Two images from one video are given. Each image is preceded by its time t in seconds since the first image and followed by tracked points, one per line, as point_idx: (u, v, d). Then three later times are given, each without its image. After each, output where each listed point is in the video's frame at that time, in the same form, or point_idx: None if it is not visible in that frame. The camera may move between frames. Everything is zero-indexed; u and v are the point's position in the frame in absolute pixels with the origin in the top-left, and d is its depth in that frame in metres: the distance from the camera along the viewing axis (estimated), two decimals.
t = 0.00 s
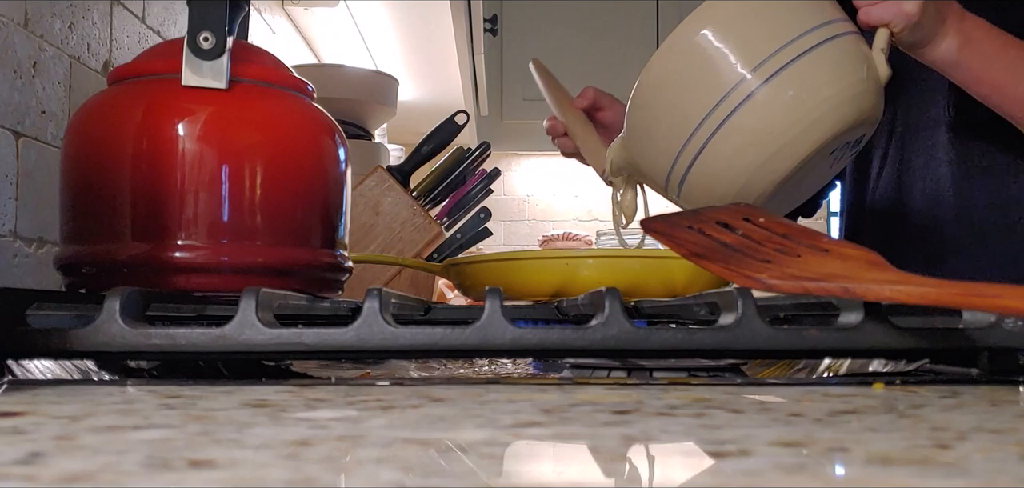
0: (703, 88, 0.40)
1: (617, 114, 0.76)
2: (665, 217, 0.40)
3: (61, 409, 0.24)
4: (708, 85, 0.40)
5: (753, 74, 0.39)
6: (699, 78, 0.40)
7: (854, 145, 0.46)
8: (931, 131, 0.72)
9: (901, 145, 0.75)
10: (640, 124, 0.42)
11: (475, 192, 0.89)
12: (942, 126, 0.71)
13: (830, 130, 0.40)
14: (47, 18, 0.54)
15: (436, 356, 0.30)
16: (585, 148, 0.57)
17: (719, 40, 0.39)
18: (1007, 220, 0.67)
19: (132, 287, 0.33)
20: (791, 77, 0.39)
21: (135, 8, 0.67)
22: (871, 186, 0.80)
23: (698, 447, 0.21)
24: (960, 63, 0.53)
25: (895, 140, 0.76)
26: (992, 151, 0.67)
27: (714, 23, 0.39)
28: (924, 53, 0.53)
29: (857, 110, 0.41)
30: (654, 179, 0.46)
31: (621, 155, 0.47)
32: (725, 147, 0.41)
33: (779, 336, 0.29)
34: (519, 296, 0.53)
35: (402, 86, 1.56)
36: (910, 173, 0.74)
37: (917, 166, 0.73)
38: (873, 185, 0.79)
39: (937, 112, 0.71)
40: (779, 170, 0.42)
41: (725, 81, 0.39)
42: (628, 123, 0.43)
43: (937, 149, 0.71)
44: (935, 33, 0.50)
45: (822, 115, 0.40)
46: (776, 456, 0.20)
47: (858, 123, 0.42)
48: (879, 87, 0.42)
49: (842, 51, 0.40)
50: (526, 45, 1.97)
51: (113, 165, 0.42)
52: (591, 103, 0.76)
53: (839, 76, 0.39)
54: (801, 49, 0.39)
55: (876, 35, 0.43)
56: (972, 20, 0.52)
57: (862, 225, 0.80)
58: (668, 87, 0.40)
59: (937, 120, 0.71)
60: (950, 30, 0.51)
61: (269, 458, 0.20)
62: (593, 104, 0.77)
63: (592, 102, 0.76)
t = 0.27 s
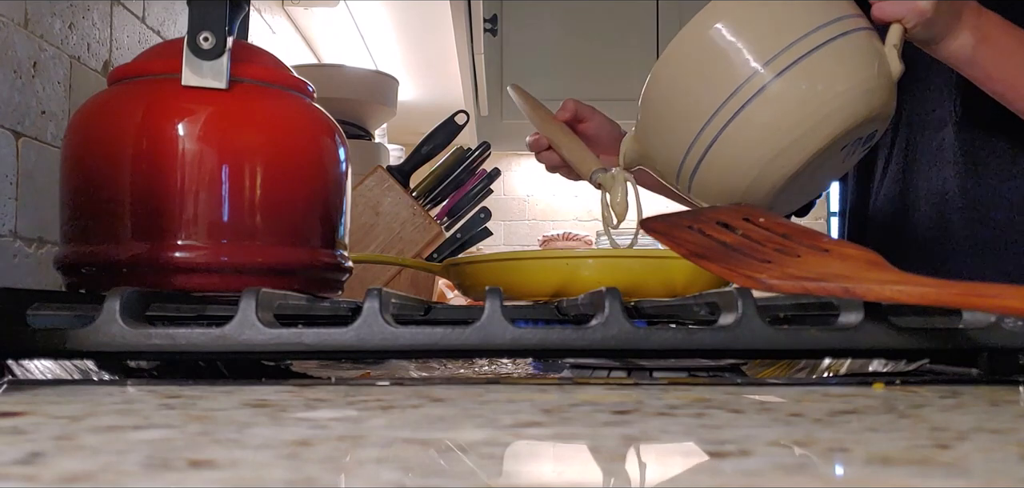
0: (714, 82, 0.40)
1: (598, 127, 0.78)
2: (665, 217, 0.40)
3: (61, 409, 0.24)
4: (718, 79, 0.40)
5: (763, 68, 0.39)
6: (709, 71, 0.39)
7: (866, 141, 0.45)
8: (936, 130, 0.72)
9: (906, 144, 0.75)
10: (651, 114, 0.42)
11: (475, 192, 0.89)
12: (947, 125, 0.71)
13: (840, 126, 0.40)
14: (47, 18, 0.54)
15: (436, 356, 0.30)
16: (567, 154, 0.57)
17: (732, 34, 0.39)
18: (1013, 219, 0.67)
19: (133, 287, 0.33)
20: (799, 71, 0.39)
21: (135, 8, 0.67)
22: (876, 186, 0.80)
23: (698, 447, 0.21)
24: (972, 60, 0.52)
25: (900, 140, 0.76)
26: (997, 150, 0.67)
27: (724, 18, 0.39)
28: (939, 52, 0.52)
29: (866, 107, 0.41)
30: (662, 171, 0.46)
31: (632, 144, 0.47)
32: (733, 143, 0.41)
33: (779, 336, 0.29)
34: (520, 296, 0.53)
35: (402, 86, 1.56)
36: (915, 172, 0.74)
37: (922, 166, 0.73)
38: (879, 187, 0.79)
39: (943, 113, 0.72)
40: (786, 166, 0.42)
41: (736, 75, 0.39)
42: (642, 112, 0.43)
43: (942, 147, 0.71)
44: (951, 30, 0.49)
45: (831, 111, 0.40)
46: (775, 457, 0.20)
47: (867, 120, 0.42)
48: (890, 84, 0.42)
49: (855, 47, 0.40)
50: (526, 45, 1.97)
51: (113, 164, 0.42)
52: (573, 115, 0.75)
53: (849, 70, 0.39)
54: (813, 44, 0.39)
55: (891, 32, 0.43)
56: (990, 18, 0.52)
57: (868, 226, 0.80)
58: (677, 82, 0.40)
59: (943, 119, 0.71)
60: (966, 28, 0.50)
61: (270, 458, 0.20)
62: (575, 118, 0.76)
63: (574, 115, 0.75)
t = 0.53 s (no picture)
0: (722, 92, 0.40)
1: (586, 106, 0.79)
2: (665, 217, 0.40)
3: (61, 409, 0.24)
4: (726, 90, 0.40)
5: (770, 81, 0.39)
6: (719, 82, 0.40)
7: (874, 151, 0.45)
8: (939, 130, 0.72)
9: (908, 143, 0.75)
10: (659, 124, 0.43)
11: (475, 192, 0.89)
12: (952, 126, 0.71)
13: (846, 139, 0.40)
14: (47, 18, 0.54)
15: (436, 356, 0.30)
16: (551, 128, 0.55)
17: (741, 46, 0.39)
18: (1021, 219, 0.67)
19: (133, 287, 0.33)
20: (807, 83, 0.39)
21: (135, 8, 0.67)
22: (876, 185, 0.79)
23: (698, 447, 0.21)
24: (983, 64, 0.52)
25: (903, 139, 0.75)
26: (1004, 149, 0.68)
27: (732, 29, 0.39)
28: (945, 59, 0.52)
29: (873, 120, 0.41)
30: (668, 177, 0.46)
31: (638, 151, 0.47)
32: (739, 153, 0.41)
33: (779, 335, 0.29)
34: (520, 295, 0.53)
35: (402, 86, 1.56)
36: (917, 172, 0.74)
37: (926, 166, 0.73)
38: (880, 185, 0.78)
39: (947, 112, 0.71)
40: (792, 179, 0.42)
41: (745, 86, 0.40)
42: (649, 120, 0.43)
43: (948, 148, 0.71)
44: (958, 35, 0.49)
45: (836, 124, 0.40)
46: (775, 456, 0.20)
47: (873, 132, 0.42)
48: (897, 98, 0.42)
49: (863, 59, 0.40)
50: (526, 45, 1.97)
51: (113, 164, 0.42)
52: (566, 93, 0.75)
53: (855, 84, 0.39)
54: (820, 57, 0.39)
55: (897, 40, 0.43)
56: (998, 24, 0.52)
57: (867, 225, 0.80)
58: (686, 94, 0.40)
59: (947, 120, 0.71)
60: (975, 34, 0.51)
61: (270, 458, 0.20)
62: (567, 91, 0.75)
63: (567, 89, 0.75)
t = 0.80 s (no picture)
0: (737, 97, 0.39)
1: (609, 117, 0.79)
2: (665, 217, 0.40)
3: (61, 409, 0.24)
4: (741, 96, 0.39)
5: (788, 94, 0.39)
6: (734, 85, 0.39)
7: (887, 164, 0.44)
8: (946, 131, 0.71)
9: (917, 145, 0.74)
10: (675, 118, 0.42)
11: (476, 192, 0.89)
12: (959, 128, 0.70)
13: (854, 158, 0.40)
14: (47, 18, 0.54)
15: (436, 356, 0.30)
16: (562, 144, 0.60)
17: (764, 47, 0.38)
18: None
19: (133, 287, 0.33)
20: (818, 99, 0.39)
21: (135, 8, 0.67)
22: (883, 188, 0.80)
23: (698, 447, 0.21)
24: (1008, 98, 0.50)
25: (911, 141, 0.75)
26: (1006, 154, 0.67)
27: (761, 24, 0.38)
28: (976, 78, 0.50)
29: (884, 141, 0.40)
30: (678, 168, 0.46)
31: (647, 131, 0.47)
32: (743, 160, 0.41)
33: (779, 335, 0.29)
34: (520, 296, 0.53)
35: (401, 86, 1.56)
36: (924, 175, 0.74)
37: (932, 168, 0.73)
38: (886, 188, 0.79)
39: (955, 113, 0.70)
40: (794, 191, 0.42)
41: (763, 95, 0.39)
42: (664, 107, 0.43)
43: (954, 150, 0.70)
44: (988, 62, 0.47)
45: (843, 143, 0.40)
46: (775, 456, 0.20)
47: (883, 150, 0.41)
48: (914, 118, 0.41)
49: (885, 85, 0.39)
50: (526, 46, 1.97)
51: (114, 163, 0.42)
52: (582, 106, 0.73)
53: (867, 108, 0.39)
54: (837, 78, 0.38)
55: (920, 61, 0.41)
56: None
57: (876, 226, 0.80)
58: (698, 94, 0.40)
59: (955, 122, 0.70)
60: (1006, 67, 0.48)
61: (270, 458, 0.20)
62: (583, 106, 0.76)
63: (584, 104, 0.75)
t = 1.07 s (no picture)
0: (747, 89, 0.40)
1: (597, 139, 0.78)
2: (665, 217, 0.40)
3: (61, 409, 0.24)
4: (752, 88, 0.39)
5: (801, 88, 0.39)
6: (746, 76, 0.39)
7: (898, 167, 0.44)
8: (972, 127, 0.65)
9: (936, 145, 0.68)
10: (685, 106, 0.43)
11: (476, 192, 0.89)
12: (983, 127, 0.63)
13: (862, 159, 0.40)
14: (47, 18, 0.54)
15: (436, 356, 0.30)
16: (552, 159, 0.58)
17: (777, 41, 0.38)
18: None
19: (132, 287, 0.33)
20: (830, 97, 0.38)
21: (135, 8, 0.67)
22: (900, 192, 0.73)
23: (698, 447, 0.21)
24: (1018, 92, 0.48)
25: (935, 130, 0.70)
26: None
27: (776, 17, 0.38)
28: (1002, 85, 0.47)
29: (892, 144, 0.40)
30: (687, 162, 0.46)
31: (658, 121, 0.47)
32: (751, 155, 0.41)
33: (779, 335, 0.29)
34: (520, 296, 0.53)
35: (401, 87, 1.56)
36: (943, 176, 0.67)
37: (956, 161, 0.66)
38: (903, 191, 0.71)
39: (979, 111, 0.64)
40: (802, 188, 0.41)
41: (775, 90, 0.39)
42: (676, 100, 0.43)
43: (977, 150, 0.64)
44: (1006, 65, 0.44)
45: (851, 143, 0.39)
46: (775, 456, 0.20)
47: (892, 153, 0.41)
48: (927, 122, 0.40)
49: (898, 86, 0.38)
50: (526, 46, 1.97)
51: (114, 163, 0.42)
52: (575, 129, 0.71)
53: (876, 106, 0.38)
54: (852, 75, 0.38)
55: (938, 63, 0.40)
56: None
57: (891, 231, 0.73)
58: (710, 88, 0.40)
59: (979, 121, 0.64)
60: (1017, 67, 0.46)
61: (269, 458, 0.20)
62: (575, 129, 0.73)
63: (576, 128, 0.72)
